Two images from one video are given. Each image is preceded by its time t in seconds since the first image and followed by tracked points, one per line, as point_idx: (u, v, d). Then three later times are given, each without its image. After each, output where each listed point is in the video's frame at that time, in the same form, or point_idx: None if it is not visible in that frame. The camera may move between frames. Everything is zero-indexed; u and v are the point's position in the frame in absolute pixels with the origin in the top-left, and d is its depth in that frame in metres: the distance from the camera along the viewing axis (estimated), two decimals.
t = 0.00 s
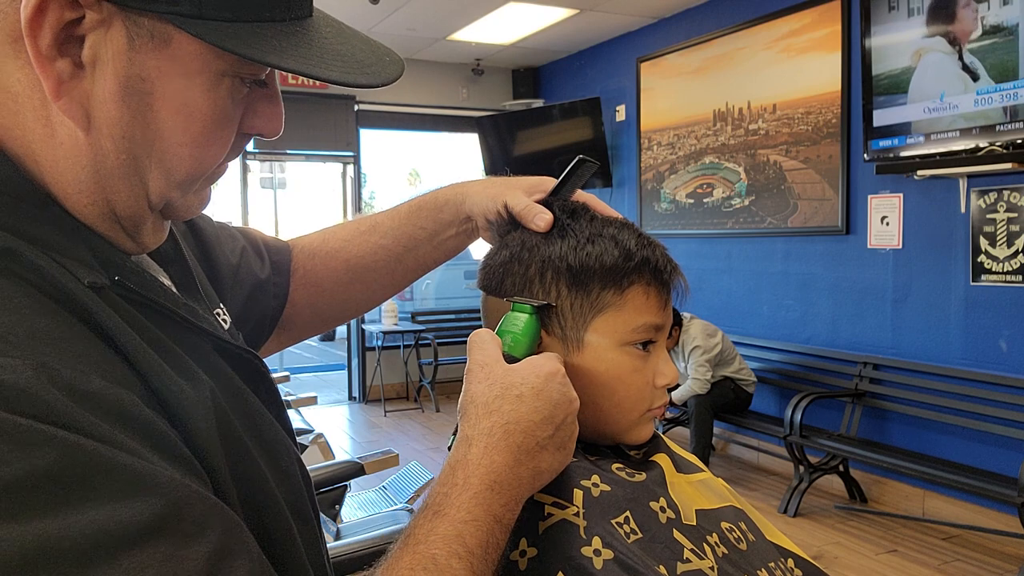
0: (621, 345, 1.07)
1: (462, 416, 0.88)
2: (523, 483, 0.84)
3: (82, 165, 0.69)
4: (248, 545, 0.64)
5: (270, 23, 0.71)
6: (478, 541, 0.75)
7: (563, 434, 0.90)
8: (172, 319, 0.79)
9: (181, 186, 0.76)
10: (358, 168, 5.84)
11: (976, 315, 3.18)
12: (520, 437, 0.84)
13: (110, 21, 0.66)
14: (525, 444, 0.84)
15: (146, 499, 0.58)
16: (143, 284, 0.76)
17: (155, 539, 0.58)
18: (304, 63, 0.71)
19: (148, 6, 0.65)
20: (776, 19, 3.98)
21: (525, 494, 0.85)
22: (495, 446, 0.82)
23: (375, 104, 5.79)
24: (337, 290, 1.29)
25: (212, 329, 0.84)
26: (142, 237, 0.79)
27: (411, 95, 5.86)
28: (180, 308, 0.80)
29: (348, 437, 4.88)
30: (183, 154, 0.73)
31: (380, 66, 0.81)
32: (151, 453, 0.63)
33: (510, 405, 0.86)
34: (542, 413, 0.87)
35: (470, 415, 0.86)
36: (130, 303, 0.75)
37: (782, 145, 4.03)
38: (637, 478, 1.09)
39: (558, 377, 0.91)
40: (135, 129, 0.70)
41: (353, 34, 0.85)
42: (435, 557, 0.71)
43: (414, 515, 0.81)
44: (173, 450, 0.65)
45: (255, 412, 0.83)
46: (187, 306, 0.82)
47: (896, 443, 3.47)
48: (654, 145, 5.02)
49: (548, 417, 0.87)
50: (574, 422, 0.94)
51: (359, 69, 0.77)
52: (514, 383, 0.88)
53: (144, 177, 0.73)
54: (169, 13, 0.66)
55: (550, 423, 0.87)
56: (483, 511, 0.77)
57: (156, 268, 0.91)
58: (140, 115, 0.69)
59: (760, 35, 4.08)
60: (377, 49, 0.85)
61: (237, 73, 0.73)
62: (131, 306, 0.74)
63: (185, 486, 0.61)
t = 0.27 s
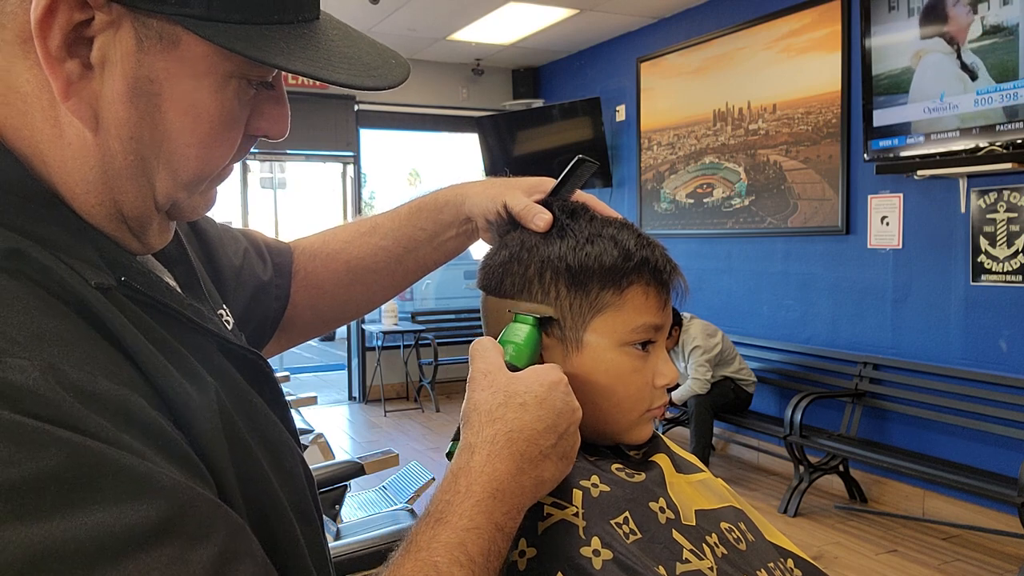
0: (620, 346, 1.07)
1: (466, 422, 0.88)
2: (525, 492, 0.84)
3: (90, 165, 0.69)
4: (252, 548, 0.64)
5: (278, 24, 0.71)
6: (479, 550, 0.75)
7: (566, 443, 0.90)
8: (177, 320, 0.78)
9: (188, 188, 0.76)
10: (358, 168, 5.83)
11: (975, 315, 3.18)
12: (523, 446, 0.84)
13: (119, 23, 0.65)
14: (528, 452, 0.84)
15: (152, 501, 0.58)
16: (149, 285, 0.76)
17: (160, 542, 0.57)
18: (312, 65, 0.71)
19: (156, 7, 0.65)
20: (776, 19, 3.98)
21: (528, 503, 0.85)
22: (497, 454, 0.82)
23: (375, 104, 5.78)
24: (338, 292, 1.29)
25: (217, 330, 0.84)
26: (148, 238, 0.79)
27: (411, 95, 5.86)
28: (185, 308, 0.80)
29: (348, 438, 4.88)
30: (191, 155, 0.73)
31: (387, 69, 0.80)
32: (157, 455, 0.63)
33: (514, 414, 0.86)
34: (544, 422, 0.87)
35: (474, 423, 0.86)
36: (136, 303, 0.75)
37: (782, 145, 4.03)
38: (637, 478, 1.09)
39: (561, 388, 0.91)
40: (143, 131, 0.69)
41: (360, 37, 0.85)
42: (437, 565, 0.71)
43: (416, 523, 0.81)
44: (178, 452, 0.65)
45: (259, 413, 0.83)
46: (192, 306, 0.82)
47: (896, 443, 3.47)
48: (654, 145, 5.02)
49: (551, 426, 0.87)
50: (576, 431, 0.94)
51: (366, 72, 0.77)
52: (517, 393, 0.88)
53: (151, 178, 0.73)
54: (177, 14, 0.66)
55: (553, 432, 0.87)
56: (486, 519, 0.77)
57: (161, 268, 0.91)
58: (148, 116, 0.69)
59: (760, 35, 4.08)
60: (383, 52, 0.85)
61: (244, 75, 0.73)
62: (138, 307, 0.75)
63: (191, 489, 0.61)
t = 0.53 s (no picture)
0: (620, 344, 1.07)
1: (478, 425, 0.87)
2: (537, 498, 0.83)
3: (91, 166, 0.69)
4: (252, 551, 0.65)
5: (277, 24, 0.71)
6: (489, 558, 0.75)
7: (580, 446, 0.90)
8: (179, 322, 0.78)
9: (188, 188, 0.76)
10: (358, 168, 5.83)
11: (976, 315, 3.18)
12: (536, 452, 0.84)
13: (117, 24, 0.66)
14: (541, 459, 0.84)
15: (152, 505, 0.58)
16: (151, 286, 0.76)
17: (159, 546, 0.57)
18: (311, 66, 0.71)
19: (155, 8, 0.65)
20: (776, 18, 3.98)
21: (540, 508, 0.84)
22: (511, 460, 0.82)
23: (375, 104, 5.79)
24: (339, 293, 1.30)
25: (219, 330, 0.84)
26: (151, 239, 0.80)
27: (411, 95, 5.86)
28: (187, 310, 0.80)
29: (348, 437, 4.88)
30: (191, 155, 0.73)
31: (389, 69, 0.80)
32: (158, 458, 0.63)
33: (528, 419, 0.85)
34: (558, 426, 0.86)
35: (487, 426, 0.86)
36: (138, 303, 0.75)
37: (782, 145, 4.03)
38: (636, 477, 1.09)
39: (574, 391, 0.91)
40: (142, 131, 0.70)
41: (363, 35, 0.85)
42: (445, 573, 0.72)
43: (427, 526, 0.81)
44: (180, 455, 0.66)
45: (260, 415, 0.83)
46: (195, 307, 0.82)
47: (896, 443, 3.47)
48: (654, 145, 5.02)
49: (564, 430, 0.87)
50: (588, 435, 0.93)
51: (367, 72, 0.77)
52: (531, 396, 0.88)
53: (152, 178, 0.73)
54: (176, 15, 0.66)
55: (566, 437, 0.87)
56: (496, 526, 0.77)
57: (163, 268, 0.91)
58: (147, 117, 0.69)
59: (760, 35, 4.08)
60: (385, 50, 0.84)
61: (244, 75, 0.73)
62: (140, 308, 0.75)
63: (191, 493, 0.61)
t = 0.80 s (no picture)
0: (621, 345, 1.07)
1: (492, 422, 0.87)
2: (550, 495, 0.83)
3: (89, 167, 0.69)
4: (259, 548, 0.65)
5: (274, 23, 0.71)
6: (503, 555, 0.75)
7: (591, 446, 0.90)
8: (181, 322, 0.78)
9: (188, 188, 0.75)
10: (358, 168, 5.83)
11: (976, 315, 3.18)
12: (550, 450, 0.84)
13: (113, 23, 0.65)
14: (554, 457, 0.84)
15: (160, 502, 0.58)
16: (154, 286, 0.76)
17: (168, 542, 0.57)
18: (309, 65, 0.71)
19: (152, 8, 0.65)
20: (776, 19, 3.98)
21: (552, 504, 0.84)
22: (525, 458, 0.82)
23: (375, 104, 5.79)
24: (340, 292, 1.29)
25: (220, 330, 0.84)
26: (151, 239, 0.80)
27: (411, 95, 5.86)
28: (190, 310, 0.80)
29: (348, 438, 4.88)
30: (189, 155, 0.73)
31: (389, 67, 0.80)
32: (165, 455, 0.63)
33: (543, 417, 0.85)
34: (571, 426, 0.87)
35: (503, 423, 0.85)
36: (141, 303, 0.75)
37: (782, 145, 4.03)
38: (637, 478, 1.09)
39: (588, 390, 0.91)
40: (140, 131, 0.69)
41: (363, 34, 0.85)
42: (460, 568, 0.72)
43: (439, 522, 0.80)
44: (186, 453, 0.66)
45: (263, 415, 0.83)
46: (196, 307, 0.82)
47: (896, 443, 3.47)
48: (654, 145, 5.02)
49: (578, 429, 0.87)
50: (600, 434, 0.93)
51: (366, 71, 0.77)
52: (547, 393, 0.88)
53: (150, 178, 0.73)
54: (173, 14, 0.66)
55: (579, 435, 0.87)
56: (509, 524, 0.77)
57: (164, 269, 0.91)
58: (145, 117, 0.69)
59: (760, 35, 4.08)
60: (385, 48, 0.84)
61: (241, 74, 0.73)
62: (143, 307, 0.74)
63: (198, 489, 0.61)
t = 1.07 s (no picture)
0: (620, 346, 1.07)
1: (495, 431, 0.87)
2: (552, 504, 0.83)
3: (91, 166, 0.69)
4: (260, 549, 0.65)
5: (276, 23, 0.71)
6: (505, 561, 0.75)
7: (593, 456, 0.90)
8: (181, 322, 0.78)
9: (190, 188, 0.76)
10: (358, 168, 5.83)
11: (976, 315, 3.18)
12: (553, 459, 0.84)
13: (116, 23, 0.65)
14: (557, 465, 0.84)
15: (161, 502, 0.58)
16: (155, 287, 0.76)
17: (169, 542, 0.57)
18: (311, 65, 0.70)
19: (154, 7, 0.65)
20: (776, 19, 3.98)
21: (554, 512, 0.84)
22: (528, 465, 0.82)
23: (376, 104, 5.79)
24: (341, 293, 1.30)
25: (221, 330, 0.84)
26: (152, 239, 0.80)
27: (411, 95, 5.86)
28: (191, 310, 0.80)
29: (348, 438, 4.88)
30: (191, 155, 0.73)
31: (389, 67, 0.80)
32: (165, 456, 0.63)
33: (546, 425, 0.86)
34: (573, 435, 0.87)
35: (505, 431, 0.86)
36: (141, 303, 0.75)
37: (782, 145, 4.03)
38: (636, 479, 1.09)
39: (591, 399, 0.91)
40: (143, 131, 0.69)
41: (364, 34, 0.85)
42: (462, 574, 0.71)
43: (443, 528, 0.80)
44: (186, 453, 0.66)
45: (263, 415, 0.83)
46: (196, 307, 0.82)
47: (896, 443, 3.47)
48: (654, 145, 5.02)
49: (580, 439, 0.87)
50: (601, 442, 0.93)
51: (367, 71, 0.77)
52: (550, 402, 0.88)
53: (153, 178, 0.73)
54: (176, 13, 0.66)
55: (581, 445, 0.87)
56: (512, 531, 0.77)
57: (165, 269, 0.91)
58: (147, 117, 0.69)
59: (760, 35, 4.08)
60: (385, 49, 0.84)
61: (244, 73, 0.73)
62: (143, 308, 0.74)
63: (199, 490, 0.61)
